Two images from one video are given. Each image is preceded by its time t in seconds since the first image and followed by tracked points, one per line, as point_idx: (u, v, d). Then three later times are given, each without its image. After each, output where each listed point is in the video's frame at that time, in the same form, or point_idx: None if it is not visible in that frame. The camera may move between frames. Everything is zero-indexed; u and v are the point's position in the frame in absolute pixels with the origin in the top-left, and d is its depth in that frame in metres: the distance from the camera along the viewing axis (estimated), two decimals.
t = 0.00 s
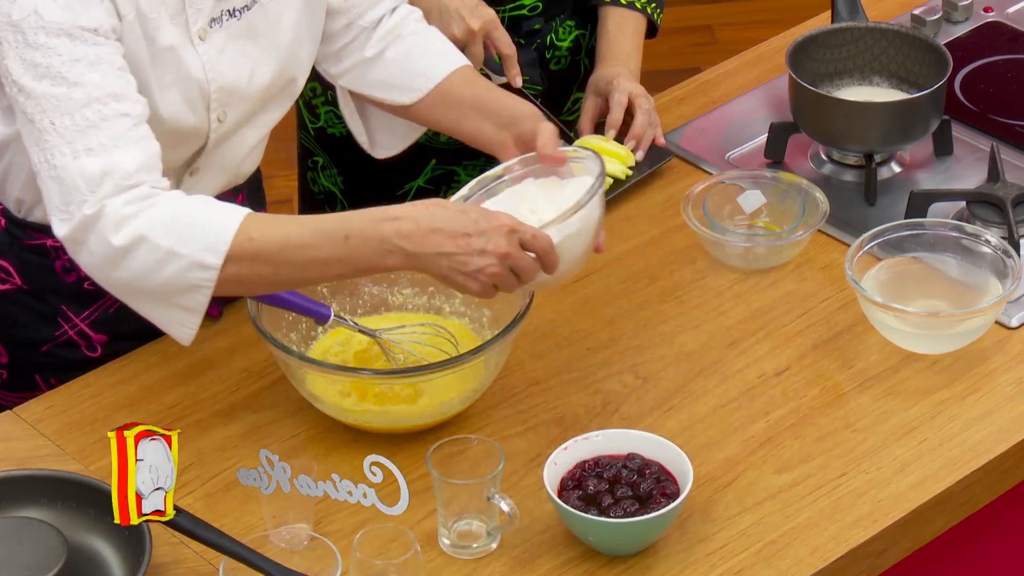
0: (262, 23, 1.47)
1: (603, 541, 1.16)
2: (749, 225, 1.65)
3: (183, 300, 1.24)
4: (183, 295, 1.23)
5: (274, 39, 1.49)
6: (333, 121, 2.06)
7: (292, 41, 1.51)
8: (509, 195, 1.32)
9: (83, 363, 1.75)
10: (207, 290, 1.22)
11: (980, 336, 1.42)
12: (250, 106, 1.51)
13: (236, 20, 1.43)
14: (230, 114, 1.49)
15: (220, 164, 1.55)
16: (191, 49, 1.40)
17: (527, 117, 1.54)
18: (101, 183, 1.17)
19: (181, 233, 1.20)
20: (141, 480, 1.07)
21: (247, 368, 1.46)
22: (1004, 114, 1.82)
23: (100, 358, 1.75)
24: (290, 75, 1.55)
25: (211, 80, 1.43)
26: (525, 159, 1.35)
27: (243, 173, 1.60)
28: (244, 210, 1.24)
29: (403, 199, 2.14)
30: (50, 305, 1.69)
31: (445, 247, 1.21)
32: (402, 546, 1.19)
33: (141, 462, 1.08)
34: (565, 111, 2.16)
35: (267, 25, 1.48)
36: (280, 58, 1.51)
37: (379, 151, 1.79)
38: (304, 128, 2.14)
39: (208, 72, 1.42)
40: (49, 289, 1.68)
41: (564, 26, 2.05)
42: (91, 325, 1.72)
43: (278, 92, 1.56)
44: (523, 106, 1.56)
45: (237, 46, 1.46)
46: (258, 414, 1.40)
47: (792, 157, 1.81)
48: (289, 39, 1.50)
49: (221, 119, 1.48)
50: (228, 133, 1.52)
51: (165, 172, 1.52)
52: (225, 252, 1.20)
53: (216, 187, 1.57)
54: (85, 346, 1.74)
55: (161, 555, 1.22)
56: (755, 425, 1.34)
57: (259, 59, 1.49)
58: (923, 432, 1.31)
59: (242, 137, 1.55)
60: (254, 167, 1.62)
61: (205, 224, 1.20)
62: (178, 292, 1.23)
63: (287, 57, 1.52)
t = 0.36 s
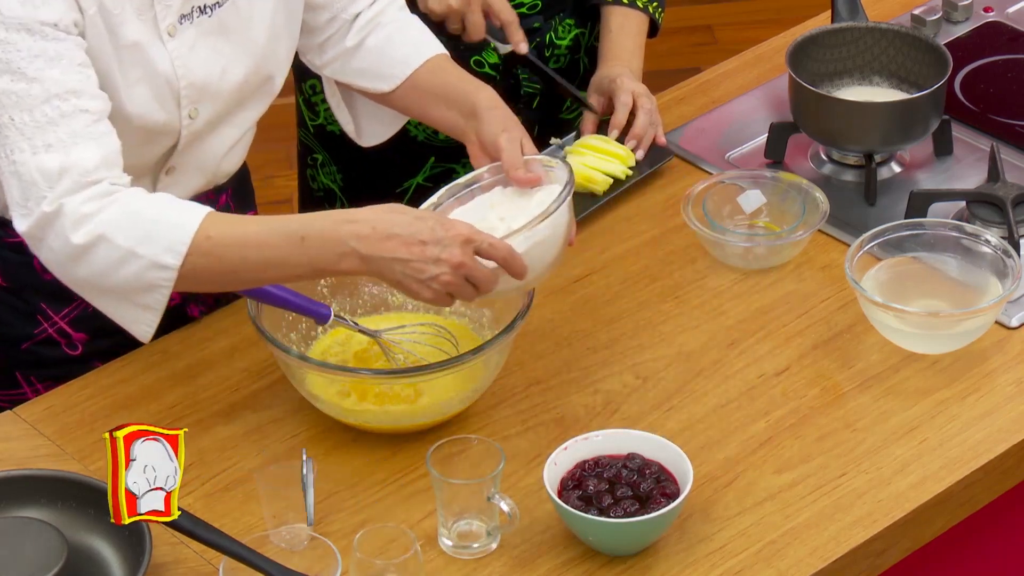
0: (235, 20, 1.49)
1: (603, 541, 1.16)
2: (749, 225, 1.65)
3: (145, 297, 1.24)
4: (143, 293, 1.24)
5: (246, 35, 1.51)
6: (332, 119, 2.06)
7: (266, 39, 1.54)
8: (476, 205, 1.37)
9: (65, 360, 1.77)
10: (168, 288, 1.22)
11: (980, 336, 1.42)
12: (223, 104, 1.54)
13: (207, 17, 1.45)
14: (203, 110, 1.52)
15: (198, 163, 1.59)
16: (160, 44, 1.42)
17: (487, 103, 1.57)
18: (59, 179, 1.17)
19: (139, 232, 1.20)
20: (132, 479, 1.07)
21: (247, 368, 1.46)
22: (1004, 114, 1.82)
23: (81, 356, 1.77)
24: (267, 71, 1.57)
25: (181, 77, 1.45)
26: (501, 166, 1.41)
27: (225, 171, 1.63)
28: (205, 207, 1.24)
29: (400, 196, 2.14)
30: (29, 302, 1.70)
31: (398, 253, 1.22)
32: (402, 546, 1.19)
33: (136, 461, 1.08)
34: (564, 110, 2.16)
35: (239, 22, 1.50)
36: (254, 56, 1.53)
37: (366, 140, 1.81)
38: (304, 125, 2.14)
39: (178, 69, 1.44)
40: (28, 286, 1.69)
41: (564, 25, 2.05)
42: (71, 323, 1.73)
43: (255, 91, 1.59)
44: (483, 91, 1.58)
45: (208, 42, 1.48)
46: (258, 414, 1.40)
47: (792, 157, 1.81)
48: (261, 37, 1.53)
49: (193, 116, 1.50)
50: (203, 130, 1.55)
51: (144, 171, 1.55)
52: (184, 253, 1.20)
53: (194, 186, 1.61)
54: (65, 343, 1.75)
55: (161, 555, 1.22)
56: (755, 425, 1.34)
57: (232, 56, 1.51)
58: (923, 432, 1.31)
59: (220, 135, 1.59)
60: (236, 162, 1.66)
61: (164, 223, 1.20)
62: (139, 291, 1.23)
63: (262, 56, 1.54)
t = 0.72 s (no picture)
0: (227, 20, 1.49)
1: (602, 541, 1.16)
2: (749, 225, 1.65)
3: (6, 347, 1.18)
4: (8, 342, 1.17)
5: (239, 35, 1.52)
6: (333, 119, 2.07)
7: (259, 36, 1.54)
8: (480, 206, 1.39)
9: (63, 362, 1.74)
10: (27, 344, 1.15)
11: (980, 336, 1.42)
12: (218, 106, 1.55)
13: (199, 16, 1.46)
14: (198, 111, 1.52)
15: (194, 160, 1.60)
16: (152, 45, 1.43)
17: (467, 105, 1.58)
18: None
19: (13, 283, 1.13)
20: (128, 480, 1.05)
21: (247, 368, 1.46)
22: (1004, 114, 1.82)
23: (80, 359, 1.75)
24: (261, 73, 1.58)
25: (173, 77, 1.46)
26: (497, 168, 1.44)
27: (220, 170, 1.66)
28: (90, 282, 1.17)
29: (401, 197, 2.15)
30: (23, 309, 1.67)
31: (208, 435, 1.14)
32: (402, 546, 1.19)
33: (131, 462, 1.04)
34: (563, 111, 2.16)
35: (232, 22, 1.50)
36: (247, 57, 1.54)
37: (350, 142, 1.84)
38: (304, 124, 2.13)
39: (169, 68, 1.45)
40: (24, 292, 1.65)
41: (564, 26, 2.05)
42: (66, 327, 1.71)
43: (249, 91, 1.60)
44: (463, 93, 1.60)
45: (201, 42, 1.48)
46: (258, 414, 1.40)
47: (792, 157, 1.81)
48: (255, 37, 1.53)
49: (187, 117, 1.51)
50: (198, 132, 1.56)
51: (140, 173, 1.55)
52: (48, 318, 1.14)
53: (190, 185, 1.62)
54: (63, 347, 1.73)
55: (162, 555, 1.22)
56: (755, 425, 1.34)
57: (225, 56, 1.52)
58: (923, 432, 1.31)
59: (216, 135, 1.60)
60: (232, 160, 1.68)
61: (42, 282, 1.14)
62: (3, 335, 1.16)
63: (254, 55, 1.55)
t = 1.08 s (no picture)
0: (220, 23, 1.49)
1: (602, 542, 1.16)
2: (749, 225, 1.65)
3: None
4: None
5: (233, 38, 1.52)
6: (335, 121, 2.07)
7: (252, 37, 1.54)
8: (472, 215, 1.39)
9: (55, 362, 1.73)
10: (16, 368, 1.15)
11: (980, 336, 1.42)
12: (211, 108, 1.55)
13: (192, 19, 1.46)
14: (190, 114, 1.52)
15: (187, 161, 1.60)
16: (145, 49, 1.43)
17: (447, 113, 1.59)
18: None
19: (6, 305, 1.13)
20: (125, 479, 1.07)
21: (247, 367, 1.46)
22: (1004, 114, 1.82)
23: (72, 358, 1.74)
24: (252, 75, 1.58)
25: (165, 80, 1.46)
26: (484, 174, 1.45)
27: (213, 171, 1.66)
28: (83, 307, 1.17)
29: (403, 198, 2.16)
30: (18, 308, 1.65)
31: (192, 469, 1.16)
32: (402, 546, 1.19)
33: (129, 460, 1.07)
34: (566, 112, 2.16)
35: (225, 26, 1.50)
36: (239, 60, 1.54)
37: (337, 142, 1.84)
38: (305, 126, 2.13)
39: (162, 72, 1.45)
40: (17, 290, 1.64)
41: (566, 28, 2.05)
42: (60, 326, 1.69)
43: (242, 93, 1.60)
44: (443, 101, 1.61)
45: (193, 45, 1.49)
46: (258, 414, 1.40)
47: (792, 156, 1.81)
48: (248, 40, 1.53)
49: (180, 120, 1.51)
50: (191, 134, 1.56)
51: (133, 176, 1.55)
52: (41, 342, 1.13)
53: (184, 186, 1.63)
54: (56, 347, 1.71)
55: (161, 555, 1.22)
56: (755, 425, 1.34)
57: (218, 59, 1.52)
58: (923, 432, 1.31)
59: (209, 136, 1.60)
60: (224, 161, 1.68)
61: (36, 305, 1.14)
62: None
63: (246, 57, 1.55)
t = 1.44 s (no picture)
0: (218, 22, 1.49)
1: (602, 541, 1.16)
2: (749, 225, 1.64)
3: None
4: None
5: (230, 37, 1.52)
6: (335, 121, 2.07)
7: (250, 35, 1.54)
8: (469, 225, 1.38)
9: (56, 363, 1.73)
10: None
11: (980, 336, 1.42)
12: (209, 107, 1.55)
13: (190, 18, 1.46)
14: (188, 113, 1.52)
15: (185, 161, 1.60)
16: (143, 48, 1.43)
17: (434, 124, 1.58)
18: None
19: None
20: (123, 480, 1.20)
21: (247, 368, 1.46)
22: (1004, 114, 1.82)
23: (71, 359, 1.74)
24: (250, 75, 1.58)
25: (163, 79, 1.46)
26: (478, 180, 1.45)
27: (212, 169, 1.66)
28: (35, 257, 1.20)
29: (405, 199, 2.16)
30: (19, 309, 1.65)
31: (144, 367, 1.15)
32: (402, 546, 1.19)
33: (127, 461, 1.21)
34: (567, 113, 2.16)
35: (223, 24, 1.50)
36: (237, 59, 1.54)
37: (328, 144, 1.83)
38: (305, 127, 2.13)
39: (160, 71, 1.45)
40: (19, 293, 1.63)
41: (566, 28, 2.05)
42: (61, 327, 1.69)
43: (239, 92, 1.60)
44: (432, 111, 1.60)
45: (191, 44, 1.48)
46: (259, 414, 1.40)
47: (793, 157, 1.81)
48: (246, 38, 1.53)
49: (178, 119, 1.51)
50: (190, 133, 1.56)
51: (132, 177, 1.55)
52: None
53: (183, 186, 1.63)
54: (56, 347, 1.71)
55: (161, 555, 1.22)
56: (755, 425, 1.34)
57: (216, 58, 1.52)
58: (923, 432, 1.31)
59: (208, 136, 1.60)
60: (223, 159, 1.68)
61: None
62: None
63: (243, 56, 1.55)
